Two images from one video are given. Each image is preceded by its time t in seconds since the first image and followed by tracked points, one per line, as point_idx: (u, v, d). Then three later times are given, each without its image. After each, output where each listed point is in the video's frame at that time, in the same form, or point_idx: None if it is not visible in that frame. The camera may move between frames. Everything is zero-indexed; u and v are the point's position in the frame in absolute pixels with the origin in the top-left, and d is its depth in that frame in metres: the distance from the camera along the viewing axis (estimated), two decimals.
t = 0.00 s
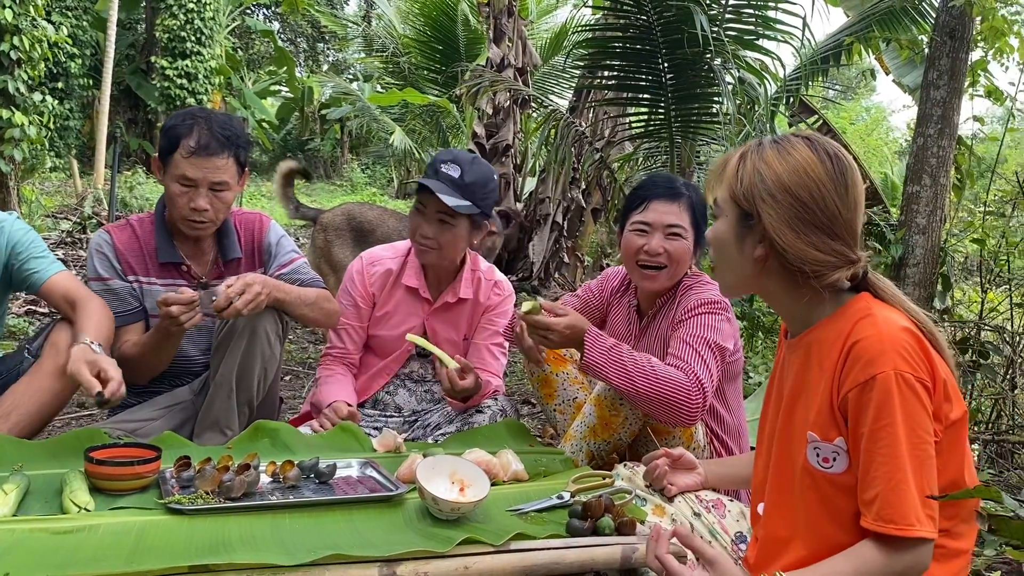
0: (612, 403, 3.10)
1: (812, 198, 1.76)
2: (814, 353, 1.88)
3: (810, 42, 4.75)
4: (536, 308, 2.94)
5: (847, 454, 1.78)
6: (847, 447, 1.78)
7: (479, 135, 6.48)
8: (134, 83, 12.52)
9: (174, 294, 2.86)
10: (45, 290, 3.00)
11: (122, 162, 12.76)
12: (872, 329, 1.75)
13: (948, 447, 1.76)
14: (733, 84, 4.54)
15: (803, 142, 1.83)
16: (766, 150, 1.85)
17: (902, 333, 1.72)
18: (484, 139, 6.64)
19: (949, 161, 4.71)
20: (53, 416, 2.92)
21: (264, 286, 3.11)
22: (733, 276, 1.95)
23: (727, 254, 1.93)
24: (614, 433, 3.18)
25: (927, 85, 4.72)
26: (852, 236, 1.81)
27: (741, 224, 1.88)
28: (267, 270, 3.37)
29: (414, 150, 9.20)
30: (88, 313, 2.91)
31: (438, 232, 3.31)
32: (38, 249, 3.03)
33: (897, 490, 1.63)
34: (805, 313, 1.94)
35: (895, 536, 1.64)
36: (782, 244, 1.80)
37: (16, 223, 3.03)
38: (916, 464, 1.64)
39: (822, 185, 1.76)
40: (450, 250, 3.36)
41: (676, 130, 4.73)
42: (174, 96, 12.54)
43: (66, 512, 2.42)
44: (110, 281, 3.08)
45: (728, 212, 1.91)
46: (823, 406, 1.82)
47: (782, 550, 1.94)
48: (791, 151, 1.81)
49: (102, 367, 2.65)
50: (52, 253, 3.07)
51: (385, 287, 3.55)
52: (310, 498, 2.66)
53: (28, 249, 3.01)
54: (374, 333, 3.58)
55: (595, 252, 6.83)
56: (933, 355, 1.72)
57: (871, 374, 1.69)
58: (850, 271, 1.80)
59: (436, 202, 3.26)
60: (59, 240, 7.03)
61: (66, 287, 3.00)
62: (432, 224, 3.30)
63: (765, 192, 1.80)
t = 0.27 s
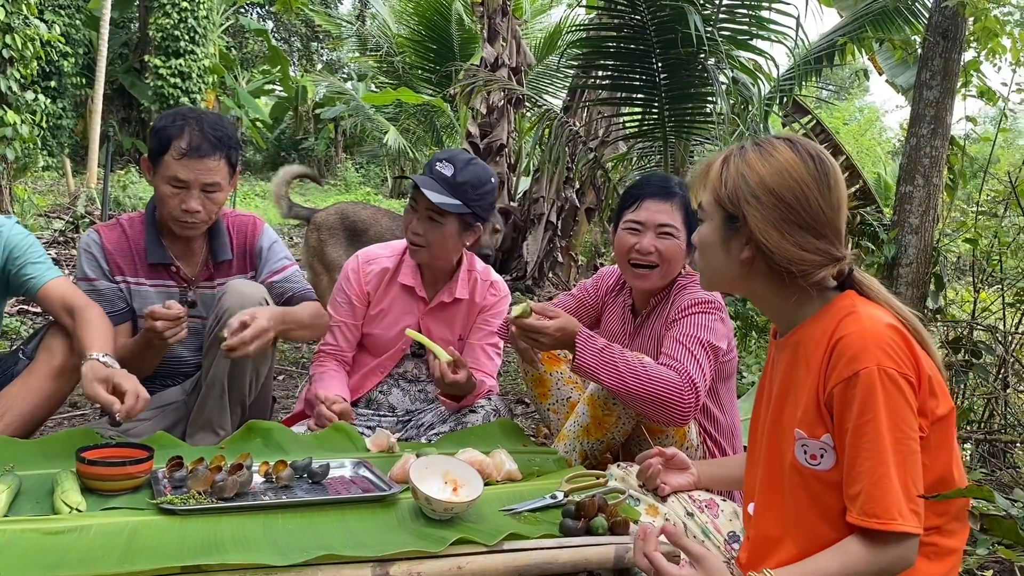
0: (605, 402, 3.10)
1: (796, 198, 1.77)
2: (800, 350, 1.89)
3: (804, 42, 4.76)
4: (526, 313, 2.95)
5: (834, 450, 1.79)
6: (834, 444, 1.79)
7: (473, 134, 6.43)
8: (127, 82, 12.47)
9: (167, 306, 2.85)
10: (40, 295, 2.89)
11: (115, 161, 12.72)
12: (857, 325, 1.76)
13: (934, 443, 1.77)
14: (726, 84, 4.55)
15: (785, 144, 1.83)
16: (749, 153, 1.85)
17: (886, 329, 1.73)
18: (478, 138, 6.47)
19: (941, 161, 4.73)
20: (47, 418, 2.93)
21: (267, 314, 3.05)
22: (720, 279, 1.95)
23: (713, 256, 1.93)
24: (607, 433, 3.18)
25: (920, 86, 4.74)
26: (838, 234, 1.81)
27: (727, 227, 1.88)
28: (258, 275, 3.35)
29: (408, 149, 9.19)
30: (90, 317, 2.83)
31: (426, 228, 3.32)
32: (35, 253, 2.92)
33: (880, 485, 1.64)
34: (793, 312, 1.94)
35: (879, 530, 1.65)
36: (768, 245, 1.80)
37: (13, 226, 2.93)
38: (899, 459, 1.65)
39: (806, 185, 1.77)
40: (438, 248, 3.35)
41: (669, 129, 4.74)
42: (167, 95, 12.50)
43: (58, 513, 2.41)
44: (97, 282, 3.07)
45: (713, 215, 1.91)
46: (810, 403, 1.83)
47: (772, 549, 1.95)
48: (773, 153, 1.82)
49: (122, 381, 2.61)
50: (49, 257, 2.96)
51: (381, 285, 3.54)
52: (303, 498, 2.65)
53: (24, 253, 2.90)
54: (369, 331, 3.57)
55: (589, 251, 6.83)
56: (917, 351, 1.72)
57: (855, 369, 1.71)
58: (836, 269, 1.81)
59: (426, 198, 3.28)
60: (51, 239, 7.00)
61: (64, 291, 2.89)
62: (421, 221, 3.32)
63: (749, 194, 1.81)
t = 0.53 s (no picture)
0: (600, 401, 3.10)
1: (789, 196, 1.78)
2: (791, 347, 1.89)
3: (800, 43, 4.77)
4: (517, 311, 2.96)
5: (824, 445, 1.79)
6: (824, 439, 1.79)
7: (470, 135, 6.42)
8: (123, 82, 12.43)
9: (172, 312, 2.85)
10: (37, 299, 2.77)
11: (112, 161, 12.69)
12: (846, 320, 1.77)
13: (925, 438, 1.77)
14: (723, 84, 4.55)
15: (773, 144, 1.84)
16: (738, 155, 1.85)
17: (874, 324, 1.73)
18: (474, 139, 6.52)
19: (937, 161, 4.73)
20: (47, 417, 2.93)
21: (269, 325, 3.05)
22: (714, 281, 1.93)
23: (706, 258, 1.92)
24: (603, 432, 3.19)
25: (916, 86, 4.74)
26: (828, 230, 1.82)
27: (721, 228, 1.87)
28: (252, 279, 3.36)
29: (404, 149, 9.19)
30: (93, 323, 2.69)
31: (420, 225, 3.32)
32: (34, 257, 2.82)
33: (868, 477, 1.64)
34: (787, 310, 1.94)
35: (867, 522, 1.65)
36: (762, 244, 1.80)
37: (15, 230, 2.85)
38: (886, 452, 1.65)
39: (798, 183, 1.78)
40: (434, 243, 3.35)
41: (666, 130, 4.75)
42: (164, 95, 12.47)
43: (53, 513, 2.40)
44: (91, 283, 3.05)
45: (706, 218, 1.90)
46: (800, 398, 1.84)
47: (765, 545, 1.95)
48: (763, 153, 1.82)
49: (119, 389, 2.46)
50: (49, 261, 2.86)
51: (379, 282, 3.55)
52: (299, 498, 2.65)
53: (22, 257, 2.81)
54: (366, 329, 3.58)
55: (586, 251, 6.83)
56: (906, 345, 1.73)
57: (843, 363, 1.71)
58: (828, 264, 1.82)
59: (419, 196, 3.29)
60: (46, 239, 6.98)
61: (62, 294, 2.77)
62: (416, 218, 3.32)
63: (741, 194, 1.80)
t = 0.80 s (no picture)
0: (598, 400, 3.10)
1: (797, 193, 1.78)
2: (791, 343, 1.89)
3: (799, 43, 4.77)
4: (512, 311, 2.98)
5: (823, 440, 1.79)
6: (823, 434, 1.79)
7: (469, 135, 6.41)
8: (122, 82, 12.42)
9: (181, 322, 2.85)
10: (35, 304, 2.73)
11: (110, 161, 12.67)
12: (846, 316, 1.77)
13: (923, 436, 1.77)
14: (722, 85, 4.55)
15: (780, 143, 1.84)
16: (745, 153, 1.86)
17: (874, 320, 1.74)
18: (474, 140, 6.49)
19: (937, 161, 4.74)
20: (48, 417, 2.93)
21: (272, 325, 3.06)
22: (721, 278, 1.93)
23: (713, 256, 1.92)
24: (602, 431, 3.18)
25: (915, 87, 4.75)
26: (835, 227, 1.83)
27: (730, 225, 1.87)
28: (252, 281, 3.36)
29: (404, 150, 9.19)
30: (90, 325, 2.66)
31: (421, 223, 3.32)
32: (33, 262, 2.80)
33: (865, 472, 1.65)
34: (791, 307, 1.94)
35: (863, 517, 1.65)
36: (771, 241, 1.80)
37: (17, 237, 2.83)
38: (884, 447, 1.65)
39: (806, 180, 1.79)
40: (434, 241, 3.35)
41: (665, 130, 4.75)
42: (163, 96, 12.46)
43: (53, 514, 2.40)
44: (91, 283, 3.04)
45: (713, 215, 1.90)
46: (800, 393, 1.84)
47: (761, 541, 1.95)
48: (771, 151, 1.82)
49: (114, 407, 2.44)
50: (49, 267, 2.83)
51: (379, 278, 3.57)
52: (299, 498, 2.65)
53: (22, 263, 2.79)
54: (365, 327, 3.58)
55: (585, 252, 6.83)
56: (905, 343, 1.73)
57: (842, 358, 1.71)
58: (835, 260, 1.83)
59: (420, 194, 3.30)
60: (46, 240, 6.97)
61: (59, 301, 2.72)
62: (417, 216, 3.32)
63: (750, 191, 1.81)
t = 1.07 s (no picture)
0: (599, 398, 3.09)
1: (810, 192, 1.78)
2: (802, 343, 1.89)
3: (800, 44, 4.77)
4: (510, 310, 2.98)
5: (833, 440, 1.79)
6: (833, 434, 1.79)
7: (470, 136, 6.41)
8: (123, 84, 12.42)
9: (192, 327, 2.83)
10: (35, 309, 2.71)
11: (111, 162, 12.67)
12: (858, 316, 1.77)
13: (933, 438, 1.77)
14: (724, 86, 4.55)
15: (794, 142, 1.84)
16: (759, 152, 1.86)
17: (887, 321, 1.74)
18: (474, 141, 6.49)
19: (938, 162, 4.74)
20: (50, 419, 2.92)
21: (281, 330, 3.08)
22: (731, 276, 1.94)
23: (725, 254, 1.93)
24: (603, 429, 3.16)
25: (916, 88, 4.75)
26: (847, 227, 1.83)
27: (742, 223, 1.88)
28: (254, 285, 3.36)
29: (405, 151, 9.19)
30: (91, 333, 2.64)
31: (427, 222, 3.31)
32: (33, 267, 2.78)
33: (874, 471, 1.64)
34: (800, 307, 1.94)
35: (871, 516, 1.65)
36: (783, 240, 1.80)
37: (18, 241, 2.82)
38: (895, 446, 1.65)
39: (818, 180, 1.78)
40: (439, 241, 3.34)
41: (666, 132, 4.75)
42: (164, 97, 12.46)
43: (55, 515, 2.40)
44: (94, 285, 3.03)
45: (726, 214, 1.91)
46: (810, 393, 1.84)
47: (767, 539, 1.95)
48: (784, 151, 1.82)
49: (106, 422, 2.40)
50: (50, 272, 2.81)
51: (382, 278, 3.55)
52: (301, 500, 2.65)
53: (23, 268, 2.77)
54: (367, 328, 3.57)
55: (586, 253, 6.83)
56: (918, 345, 1.73)
57: (855, 358, 1.71)
58: (846, 261, 1.82)
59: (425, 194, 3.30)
60: (47, 241, 6.96)
61: (59, 307, 2.69)
62: (421, 214, 3.31)
63: (762, 190, 1.81)
